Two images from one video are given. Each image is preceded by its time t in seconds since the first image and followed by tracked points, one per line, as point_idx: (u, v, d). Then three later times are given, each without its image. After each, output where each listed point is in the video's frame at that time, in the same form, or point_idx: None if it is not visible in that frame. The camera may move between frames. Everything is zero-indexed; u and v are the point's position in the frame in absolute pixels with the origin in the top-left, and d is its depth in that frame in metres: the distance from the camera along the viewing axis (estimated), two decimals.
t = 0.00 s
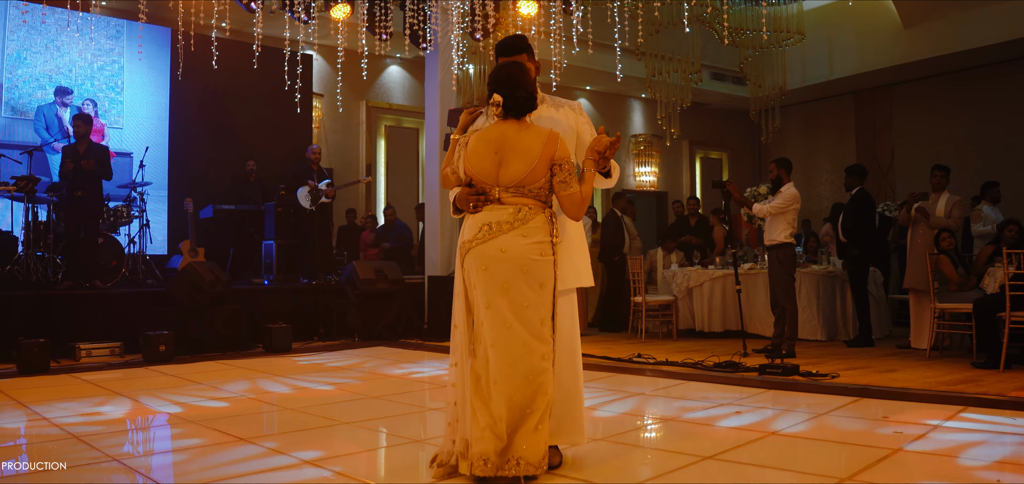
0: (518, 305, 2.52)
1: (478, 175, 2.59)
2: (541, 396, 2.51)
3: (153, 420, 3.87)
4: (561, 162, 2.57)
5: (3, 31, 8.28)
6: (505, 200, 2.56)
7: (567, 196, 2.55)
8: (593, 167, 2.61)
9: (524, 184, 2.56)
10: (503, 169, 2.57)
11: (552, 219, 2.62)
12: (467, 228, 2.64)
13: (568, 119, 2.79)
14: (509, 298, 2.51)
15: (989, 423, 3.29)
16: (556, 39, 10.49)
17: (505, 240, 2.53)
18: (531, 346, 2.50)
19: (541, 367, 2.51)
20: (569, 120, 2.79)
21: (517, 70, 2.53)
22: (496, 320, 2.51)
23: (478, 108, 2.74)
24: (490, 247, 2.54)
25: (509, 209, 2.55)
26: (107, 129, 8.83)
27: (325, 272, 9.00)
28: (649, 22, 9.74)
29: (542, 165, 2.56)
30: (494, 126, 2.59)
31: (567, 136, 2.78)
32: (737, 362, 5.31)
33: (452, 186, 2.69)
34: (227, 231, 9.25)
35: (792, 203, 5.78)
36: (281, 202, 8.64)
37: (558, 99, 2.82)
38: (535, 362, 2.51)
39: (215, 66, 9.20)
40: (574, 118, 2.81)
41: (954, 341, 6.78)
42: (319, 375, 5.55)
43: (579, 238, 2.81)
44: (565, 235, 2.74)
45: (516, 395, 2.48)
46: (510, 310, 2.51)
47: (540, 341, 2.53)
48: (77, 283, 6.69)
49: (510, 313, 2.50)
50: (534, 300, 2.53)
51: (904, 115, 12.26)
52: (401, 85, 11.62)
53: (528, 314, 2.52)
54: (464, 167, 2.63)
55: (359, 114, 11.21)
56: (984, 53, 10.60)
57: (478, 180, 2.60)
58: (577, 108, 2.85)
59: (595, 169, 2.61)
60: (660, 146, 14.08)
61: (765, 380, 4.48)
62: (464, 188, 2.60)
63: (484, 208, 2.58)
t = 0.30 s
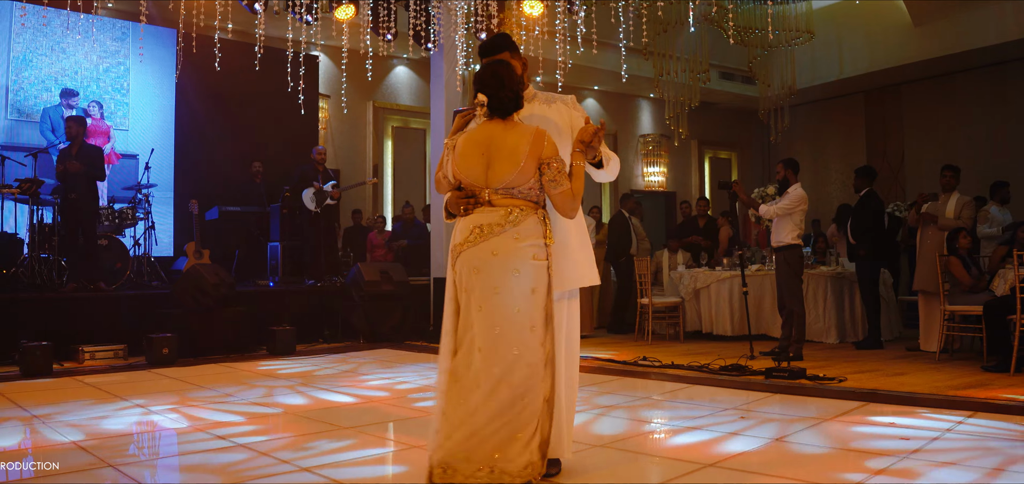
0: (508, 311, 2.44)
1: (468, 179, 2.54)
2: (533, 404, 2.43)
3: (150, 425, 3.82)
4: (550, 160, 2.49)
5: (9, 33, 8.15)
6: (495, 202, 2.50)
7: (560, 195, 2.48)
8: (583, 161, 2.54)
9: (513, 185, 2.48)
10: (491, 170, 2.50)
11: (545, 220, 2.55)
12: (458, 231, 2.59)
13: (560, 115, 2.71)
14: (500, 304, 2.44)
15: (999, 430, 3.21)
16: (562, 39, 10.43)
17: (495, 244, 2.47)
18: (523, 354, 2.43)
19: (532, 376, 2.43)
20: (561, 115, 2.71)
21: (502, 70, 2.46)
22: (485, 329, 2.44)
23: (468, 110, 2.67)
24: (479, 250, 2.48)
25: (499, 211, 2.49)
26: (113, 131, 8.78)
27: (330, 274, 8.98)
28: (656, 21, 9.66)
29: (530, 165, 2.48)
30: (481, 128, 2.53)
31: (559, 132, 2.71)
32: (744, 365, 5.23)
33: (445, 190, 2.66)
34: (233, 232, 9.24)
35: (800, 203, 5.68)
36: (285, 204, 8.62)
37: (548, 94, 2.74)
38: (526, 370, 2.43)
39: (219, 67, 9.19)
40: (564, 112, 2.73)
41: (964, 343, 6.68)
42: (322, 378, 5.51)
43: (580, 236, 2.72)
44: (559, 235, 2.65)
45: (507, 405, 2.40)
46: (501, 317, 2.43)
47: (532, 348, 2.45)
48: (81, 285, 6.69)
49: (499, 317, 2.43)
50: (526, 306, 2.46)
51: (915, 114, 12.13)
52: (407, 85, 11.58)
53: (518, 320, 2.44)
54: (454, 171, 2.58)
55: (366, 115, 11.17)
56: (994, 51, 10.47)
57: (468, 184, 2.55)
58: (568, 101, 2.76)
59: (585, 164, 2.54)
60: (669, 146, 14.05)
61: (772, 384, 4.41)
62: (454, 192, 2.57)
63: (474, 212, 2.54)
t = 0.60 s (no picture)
0: (471, 315, 2.38)
1: (434, 183, 2.48)
2: (504, 409, 2.35)
3: (146, 429, 3.79)
4: (514, 161, 2.39)
5: (13, 34, 8.11)
6: (460, 206, 2.45)
7: (527, 196, 2.41)
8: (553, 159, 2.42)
9: (477, 188, 2.40)
10: (455, 173, 2.42)
11: (511, 222, 2.46)
12: (427, 235, 2.54)
13: (538, 115, 2.57)
14: (463, 307, 2.39)
15: (1007, 436, 3.13)
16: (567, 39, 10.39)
17: (457, 247, 2.42)
18: (487, 360, 2.36)
19: (499, 381, 2.36)
20: (537, 113, 2.57)
21: (464, 69, 2.36)
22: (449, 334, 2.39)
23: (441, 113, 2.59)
24: (443, 254, 2.44)
25: (464, 215, 2.44)
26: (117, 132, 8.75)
27: (334, 276, 8.95)
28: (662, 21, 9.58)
29: (493, 167, 2.38)
30: (447, 131, 2.48)
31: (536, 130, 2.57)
32: (748, 369, 5.15)
33: (418, 192, 2.62)
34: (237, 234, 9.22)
35: (806, 205, 5.60)
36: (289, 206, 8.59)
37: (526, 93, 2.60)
38: (492, 375, 2.35)
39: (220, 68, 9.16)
40: (542, 110, 2.58)
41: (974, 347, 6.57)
42: (321, 382, 5.46)
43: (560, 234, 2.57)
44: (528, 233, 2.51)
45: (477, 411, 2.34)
46: (465, 321, 2.38)
47: (498, 352, 2.37)
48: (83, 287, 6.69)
49: (462, 322, 2.38)
50: (488, 310, 2.38)
51: (923, 114, 12.00)
52: (412, 86, 11.54)
53: (482, 325, 2.37)
54: (423, 174, 2.54)
55: (372, 116, 11.14)
56: (1004, 51, 10.36)
57: (436, 187, 2.49)
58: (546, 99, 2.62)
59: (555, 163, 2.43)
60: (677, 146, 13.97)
61: (777, 388, 4.34)
62: (425, 196, 2.53)
63: (441, 215, 2.49)
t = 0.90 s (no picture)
0: (430, 323, 2.18)
1: (395, 190, 2.30)
2: (484, 418, 2.15)
3: (149, 438, 3.77)
4: (474, 172, 2.20)
5: (25, 42, 8.02)
6: (419, 217, 2.25)
7: (486, 208, 2.22)
8: (517, 172, 2.23)
9: (433, 199, 2.21)
10: (412, 183, 2.24)
11: (468, 234, 2.24)
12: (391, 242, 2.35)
13: (512, 125, 2.44)
14: (421, 315, 2.19)
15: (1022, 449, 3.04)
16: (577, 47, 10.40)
17: (410, 258, 2.20)
18: (455, 370, 2.15)
19: (474, 388, 2.16)
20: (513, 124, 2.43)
21: (428, 75, 2.18)
22: (411, 343, 2.20)
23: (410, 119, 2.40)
24: (401, 265, 2.22)
25: (421, 226, 2.24)
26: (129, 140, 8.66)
27: (343, 283, 8.94)
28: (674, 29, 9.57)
29: (449, 178, 2.19)
30: (409, 137, 2.30)
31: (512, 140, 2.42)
32: (759, 378, 5.06)
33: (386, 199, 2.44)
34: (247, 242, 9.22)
35: (818, 213, 5.52)
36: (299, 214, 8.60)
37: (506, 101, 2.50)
38: (465, 383, 2.15)
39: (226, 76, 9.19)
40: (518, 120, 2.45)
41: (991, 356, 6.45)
42: (326, 390, 5.42)
43: (530, 239, 2.48)
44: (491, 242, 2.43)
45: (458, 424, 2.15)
46: (425, 331, 2.18)
47: (468, 359, 2.17)
48: (95, 294, 6.70)
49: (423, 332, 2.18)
50: (449, 317, 2.18)
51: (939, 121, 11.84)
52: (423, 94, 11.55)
53: (444, 333, 2.17)
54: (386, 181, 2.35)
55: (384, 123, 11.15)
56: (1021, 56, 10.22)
57: (397, 196, 2.31)
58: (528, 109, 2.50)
59: (518, 176, 2.23)
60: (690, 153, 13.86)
61: (787, 398, 4.25)
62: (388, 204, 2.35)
63: (402, 225, 2.30)
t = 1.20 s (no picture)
0: (409, 340, 2.15)
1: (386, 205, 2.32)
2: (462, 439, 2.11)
3: (161, 448, 3.78)
4: (451, 186, 2.13)
5: (52, 58, 8.22)
6: (405, 231, 2.25)
7: (461, 224, 2.12)
8: (495, 185, 2.09)
9: (413, 215, 2.20)
10: (397, 198, 2.24)
11: (447, 249, 2.16)
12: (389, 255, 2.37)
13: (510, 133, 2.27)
14: (401, 332, 2.16)
15: None
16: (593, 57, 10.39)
17: (393, 274, 2.20)
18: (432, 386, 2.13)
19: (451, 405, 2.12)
20: (508, 133, 2.27)
21: (405, 90, 2.14)
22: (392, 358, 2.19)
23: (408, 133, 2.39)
24: (386, 281, 2.23)
25: (406, 241, 2.23)
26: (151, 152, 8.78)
27: (360, 293, 8.95)
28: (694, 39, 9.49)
29: (426, 192, 2.15)
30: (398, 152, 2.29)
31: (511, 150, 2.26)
32: (777, 390, 4.96)
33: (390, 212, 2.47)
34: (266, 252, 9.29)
35: (837, 223, 5.42)
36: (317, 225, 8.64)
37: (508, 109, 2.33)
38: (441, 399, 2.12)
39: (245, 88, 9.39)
40: (514, 130, 2.27)
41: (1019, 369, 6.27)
42: (339, 400, 5.41)
43: (532, 248, 2.30)
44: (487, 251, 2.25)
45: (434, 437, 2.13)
46: (404, 348, 2.16)
47: (446, 377, 2.13)
48: (115, 304, 6.77)
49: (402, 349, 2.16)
50: (426, 334, 2.14)
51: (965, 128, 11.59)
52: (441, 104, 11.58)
53: (422, 350, 2.14)
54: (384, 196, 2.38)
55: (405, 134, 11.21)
56: None
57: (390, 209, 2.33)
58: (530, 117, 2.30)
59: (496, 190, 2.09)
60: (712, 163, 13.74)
61: (804, 410, 4.16)
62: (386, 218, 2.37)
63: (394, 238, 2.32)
